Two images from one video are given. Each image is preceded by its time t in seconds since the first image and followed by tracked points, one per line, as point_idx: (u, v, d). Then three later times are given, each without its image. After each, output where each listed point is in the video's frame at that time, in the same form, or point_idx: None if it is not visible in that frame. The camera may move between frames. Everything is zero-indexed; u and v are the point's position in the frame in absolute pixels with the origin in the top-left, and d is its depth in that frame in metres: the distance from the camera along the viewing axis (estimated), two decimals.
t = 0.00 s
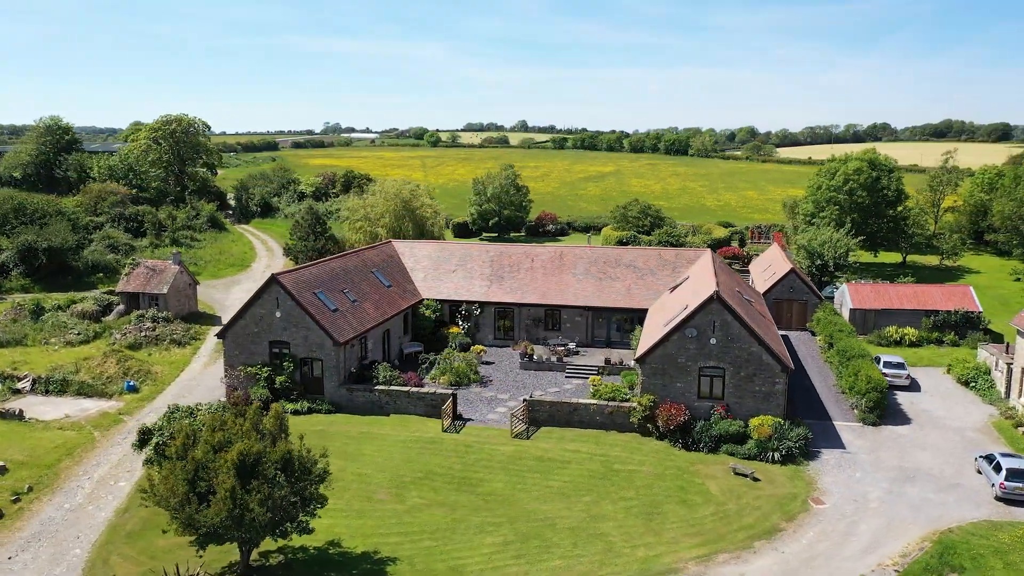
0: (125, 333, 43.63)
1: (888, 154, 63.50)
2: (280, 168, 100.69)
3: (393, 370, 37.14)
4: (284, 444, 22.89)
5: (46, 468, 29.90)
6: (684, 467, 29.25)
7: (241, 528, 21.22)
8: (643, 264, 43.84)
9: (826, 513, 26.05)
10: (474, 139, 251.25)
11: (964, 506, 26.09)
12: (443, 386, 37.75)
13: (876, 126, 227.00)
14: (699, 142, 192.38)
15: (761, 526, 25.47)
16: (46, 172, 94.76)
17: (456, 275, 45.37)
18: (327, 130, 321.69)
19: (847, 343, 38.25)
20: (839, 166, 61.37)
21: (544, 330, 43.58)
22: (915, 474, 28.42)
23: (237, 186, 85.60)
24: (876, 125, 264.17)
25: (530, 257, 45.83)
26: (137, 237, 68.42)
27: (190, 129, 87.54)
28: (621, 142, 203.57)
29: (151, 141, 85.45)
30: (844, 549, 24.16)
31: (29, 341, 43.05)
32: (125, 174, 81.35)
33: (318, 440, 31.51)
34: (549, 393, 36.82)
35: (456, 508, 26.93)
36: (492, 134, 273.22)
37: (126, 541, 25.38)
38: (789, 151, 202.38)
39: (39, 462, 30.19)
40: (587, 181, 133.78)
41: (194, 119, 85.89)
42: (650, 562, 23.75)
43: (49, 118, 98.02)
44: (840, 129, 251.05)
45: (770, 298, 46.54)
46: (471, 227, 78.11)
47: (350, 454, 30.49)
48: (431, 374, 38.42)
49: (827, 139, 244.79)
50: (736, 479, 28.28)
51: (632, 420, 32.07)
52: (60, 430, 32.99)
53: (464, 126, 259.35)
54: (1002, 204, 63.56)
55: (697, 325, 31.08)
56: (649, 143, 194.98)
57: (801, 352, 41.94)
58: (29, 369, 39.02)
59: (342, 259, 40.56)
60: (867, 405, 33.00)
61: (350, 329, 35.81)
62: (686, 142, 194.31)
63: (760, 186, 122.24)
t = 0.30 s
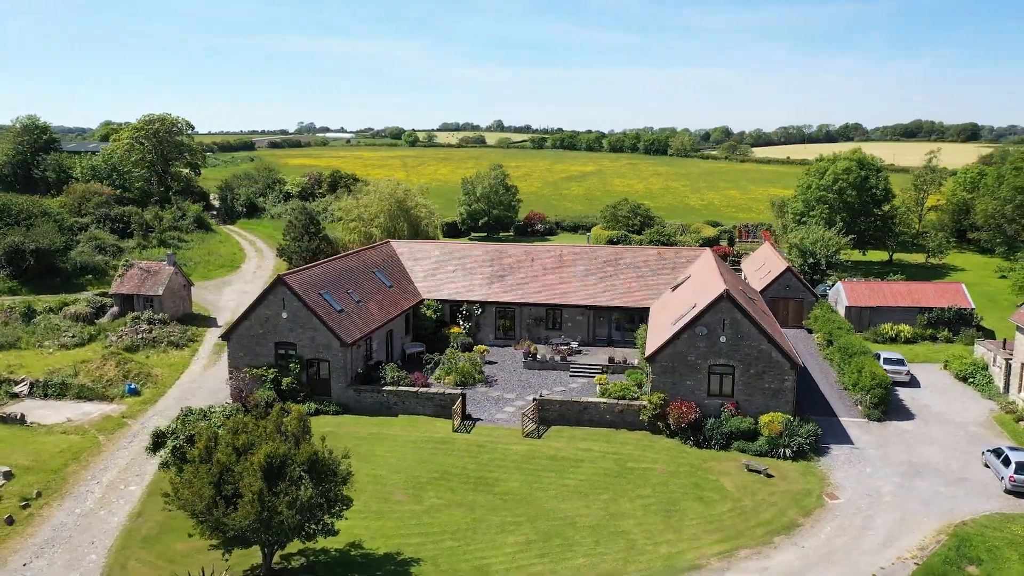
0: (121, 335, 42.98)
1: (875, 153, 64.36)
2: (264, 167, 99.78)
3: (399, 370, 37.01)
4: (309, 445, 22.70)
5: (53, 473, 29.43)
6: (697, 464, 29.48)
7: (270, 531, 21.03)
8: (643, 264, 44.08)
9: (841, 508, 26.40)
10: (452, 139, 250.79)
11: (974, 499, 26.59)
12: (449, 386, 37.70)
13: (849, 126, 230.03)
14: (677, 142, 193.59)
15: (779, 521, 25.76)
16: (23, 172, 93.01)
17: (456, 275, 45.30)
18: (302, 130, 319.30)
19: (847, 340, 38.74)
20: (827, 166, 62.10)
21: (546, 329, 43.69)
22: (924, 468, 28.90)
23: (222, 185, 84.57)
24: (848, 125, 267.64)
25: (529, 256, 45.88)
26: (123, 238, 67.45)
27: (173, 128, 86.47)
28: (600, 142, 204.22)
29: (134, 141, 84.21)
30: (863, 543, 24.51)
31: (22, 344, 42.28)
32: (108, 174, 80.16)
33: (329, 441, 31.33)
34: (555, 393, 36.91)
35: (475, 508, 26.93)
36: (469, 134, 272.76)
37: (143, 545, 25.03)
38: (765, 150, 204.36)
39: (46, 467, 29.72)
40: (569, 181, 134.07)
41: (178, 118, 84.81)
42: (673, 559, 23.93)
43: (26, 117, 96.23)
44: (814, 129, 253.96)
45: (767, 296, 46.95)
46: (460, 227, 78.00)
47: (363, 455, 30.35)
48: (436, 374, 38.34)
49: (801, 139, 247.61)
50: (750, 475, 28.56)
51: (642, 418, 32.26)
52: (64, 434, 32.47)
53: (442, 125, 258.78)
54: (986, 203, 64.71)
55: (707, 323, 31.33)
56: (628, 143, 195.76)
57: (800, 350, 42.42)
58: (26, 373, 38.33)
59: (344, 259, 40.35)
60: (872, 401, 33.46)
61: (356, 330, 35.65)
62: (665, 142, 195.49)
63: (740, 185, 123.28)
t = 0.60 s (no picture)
0: (117, 338, 42.38)
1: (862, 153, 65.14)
2: (248, 168, 98.92)
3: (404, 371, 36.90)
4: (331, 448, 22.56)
5: (59, 479, 28.99)
6: (709, 462, 29.71)
7: (296, 534, 20.92)
8: (643, 263, 44.27)
9: (854, 504, 26.74)
10: (432, 138, 250.14)
11: (983, 493, 27.05)
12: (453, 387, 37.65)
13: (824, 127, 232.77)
14: (658, 142, 194.69)
15: (794, 518, 26.02)
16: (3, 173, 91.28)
17: (456, 275, 45.23)
18: (279, 130, 316.83)
19: (847, 337, 39.22)
20: (817, 166, 62.77)
21: (546, 329, 43.80)
22: (931, 464, 29.34)
23: (207, 186, 83.70)
24: (823, 126, 270.78)
25: (529, 256, 45.93)
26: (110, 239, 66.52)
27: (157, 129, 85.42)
28: (581, 143, 204.75)
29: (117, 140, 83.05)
30: (879, 538, 24.82)
31: (15, 348, 41.56)
32: (92, 175, 79.02)
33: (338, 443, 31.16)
34: (560, 392, 37.01)
35: (492, 509, 26.94)
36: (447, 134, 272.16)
37: (159, 550, 24.70)
38: (743, 151, 206.06)
39: (52, 473, 29.29)
40: (552, 181, 134.30)
41: (162, 118, 83.82)
42: (693, 556, 24.10)
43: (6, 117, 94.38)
44: (790, 129, 256.56)
45: (764, 295, 47.32)
46: (450, 228, 77.86)
47: (374, 457, 30.22)
48: (440, 375, 38.27)
49: (776, 139, 250.16)
50: (762, 473, 28.83)
51: (651, 417, 32.46)
52: (67, 439, 31.98)
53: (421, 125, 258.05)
54: (970, 202, 65.80)
55: (716, 322, 31.56)
56: (608, 143, 196.54)
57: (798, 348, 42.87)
58: (22, 377, 37.69)
59: (345, 260, 40.12)
60: (875, 398, 33.92)
61: (361, 331, 35.49)
62: (645, 142, 196.41)
63: (722, 185, 124.20)
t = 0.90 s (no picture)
0: (111, 342, 41.75)
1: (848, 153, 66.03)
2: (229, 168, 97.89)
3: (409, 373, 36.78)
4: (356, 451, 22.44)
5: (65, 486, 28.49)
6: (720, 460, 29.97)
7: (325, 538, 20.79)
8: (641, 262, 44.53)
9: (866, 499, 27.14)
10: (409, 138, 249.20)
11: (989, 488, 27.60)
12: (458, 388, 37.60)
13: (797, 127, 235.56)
14: (635, 141, 195.77)
15: (809, 514, 26.35)
16: None
17: (454, 276, 45.15)
18: (253, 129, 313.72)
19: (845, 335, 39.76)
20: (804, 166, 63.50)
21: (546, 329, 43.91)
22: (937, 459, 29.86)
23: (189, 186, 82.89)
24: (795, 126, 274.07)
25: (527, 257, 45.98)
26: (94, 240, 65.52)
27: (138, 128, 84.34)
28: (559, 143, 205.00)
29: (97, 140, 81.72)
30: (893, 533, 25.22)
31: (7, 352, 40.75)
32: (72, 175, 77.75)
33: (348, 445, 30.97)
34: (564, 393, 37.10)
35: (509, 510, 26.94)
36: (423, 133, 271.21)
37: (176, 557, 24.37)
38: (719, 151, 207.86)
39: (58, 479, 28.79)
40: (533, 181, 134.43)
41: (143, 117, 82.71)
42: (714, 554, 24.31)
43: None
44: (764, 129, 259.29)
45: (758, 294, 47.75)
46: (437, 228, 77.69)
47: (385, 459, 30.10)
48: (443, 376, 38.19)
49: (750, 138, 252.64)
50: (773, 470, 29.16)
51: (659, 416, 32.68)
52: (70, 444, 31.43)
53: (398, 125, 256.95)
54: (951, 202, 67.01)
55: (723, 321, 31.85)
56: (586, 143, 197.15)
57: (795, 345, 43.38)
58: (17, 382, 36.98)
59: (346, 261, 39.87)
60: (877, 395, 34.45)
61: (367, 332, 35.33)
62: (623, 142, 197.31)
63: (702, 185, 125.23)
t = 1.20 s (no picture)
0: (105, 345, 41.14)
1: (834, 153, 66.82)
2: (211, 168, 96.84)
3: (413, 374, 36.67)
4: (378, 454, 22.34)
5: (70, 492, 28.03)
6: (729, 458, 30.23)
7: (351, 542, 20.66)
8: (638, 262, 44.74)
9: (875, 495, 27.53)
10: (386, 138, 247.84)
11: (994, 482, 28.13)
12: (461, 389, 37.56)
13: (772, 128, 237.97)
14: (614, 141, 196.58)
15: (821, 511, 26.66)
16: None
17: (452, 277, 45.05)
18: (227, 129, 310.36)
19: (842, 333, 40.28)
20: (792, 166, 64.17)
21: (544, 330, 44.00)
22: (940, 455, 30.36)
23: (171, 186, 81.70)
24: (769, 127, 276.84)
25: (524, 257, 46.02)
26: (77, 242, 64.56)
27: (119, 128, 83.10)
28: (537, 143, 205.19)
29: (77, 141, 80.20)
30: (905, 528, 25.61)
31: None
32: (52, 176, 76.55)
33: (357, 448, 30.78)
34: (568, 393, 37.21)
35: (524, 510, 26.94)
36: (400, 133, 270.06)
37: (191, 563, 24.06)
38: (697, 150, 209.22)
39: (63, 486, 28.34)
40: (514, 181, 134.42)
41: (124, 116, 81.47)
42: (731, 552, 24.52)
43: None
44: (739, 129, 261.41)
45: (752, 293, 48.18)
46: (425, 229, 77.45)
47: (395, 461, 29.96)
48: (446, 376, 38.12)
49: (725, 139, 254.79)
50: (782, 468, 29.46)
51: (666, 415, 32.88)
52: (72, 450, 30.93)
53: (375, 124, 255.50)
54: (934, 201, 68.14)
55: (729, 321, 32.13)
56: (565, 143, 197.51)
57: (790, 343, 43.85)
58: (12, 387, 36.31)
59: (346, 262, 39.64)
60: (878, 392, 34.95)
61: (371, 334, 35.17)
62: (603, 142, 198.03)
63: (683, 185, 126.02)
